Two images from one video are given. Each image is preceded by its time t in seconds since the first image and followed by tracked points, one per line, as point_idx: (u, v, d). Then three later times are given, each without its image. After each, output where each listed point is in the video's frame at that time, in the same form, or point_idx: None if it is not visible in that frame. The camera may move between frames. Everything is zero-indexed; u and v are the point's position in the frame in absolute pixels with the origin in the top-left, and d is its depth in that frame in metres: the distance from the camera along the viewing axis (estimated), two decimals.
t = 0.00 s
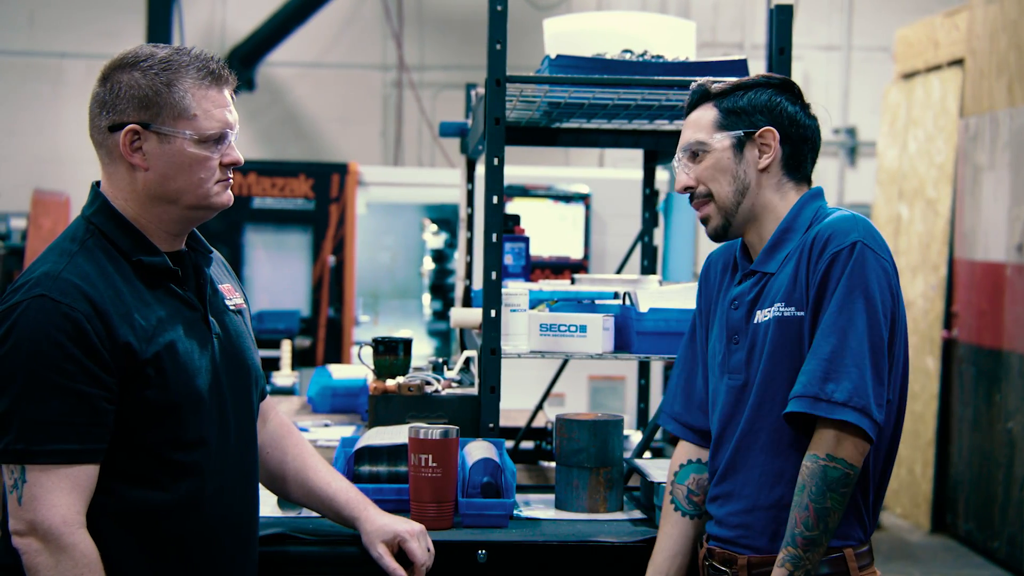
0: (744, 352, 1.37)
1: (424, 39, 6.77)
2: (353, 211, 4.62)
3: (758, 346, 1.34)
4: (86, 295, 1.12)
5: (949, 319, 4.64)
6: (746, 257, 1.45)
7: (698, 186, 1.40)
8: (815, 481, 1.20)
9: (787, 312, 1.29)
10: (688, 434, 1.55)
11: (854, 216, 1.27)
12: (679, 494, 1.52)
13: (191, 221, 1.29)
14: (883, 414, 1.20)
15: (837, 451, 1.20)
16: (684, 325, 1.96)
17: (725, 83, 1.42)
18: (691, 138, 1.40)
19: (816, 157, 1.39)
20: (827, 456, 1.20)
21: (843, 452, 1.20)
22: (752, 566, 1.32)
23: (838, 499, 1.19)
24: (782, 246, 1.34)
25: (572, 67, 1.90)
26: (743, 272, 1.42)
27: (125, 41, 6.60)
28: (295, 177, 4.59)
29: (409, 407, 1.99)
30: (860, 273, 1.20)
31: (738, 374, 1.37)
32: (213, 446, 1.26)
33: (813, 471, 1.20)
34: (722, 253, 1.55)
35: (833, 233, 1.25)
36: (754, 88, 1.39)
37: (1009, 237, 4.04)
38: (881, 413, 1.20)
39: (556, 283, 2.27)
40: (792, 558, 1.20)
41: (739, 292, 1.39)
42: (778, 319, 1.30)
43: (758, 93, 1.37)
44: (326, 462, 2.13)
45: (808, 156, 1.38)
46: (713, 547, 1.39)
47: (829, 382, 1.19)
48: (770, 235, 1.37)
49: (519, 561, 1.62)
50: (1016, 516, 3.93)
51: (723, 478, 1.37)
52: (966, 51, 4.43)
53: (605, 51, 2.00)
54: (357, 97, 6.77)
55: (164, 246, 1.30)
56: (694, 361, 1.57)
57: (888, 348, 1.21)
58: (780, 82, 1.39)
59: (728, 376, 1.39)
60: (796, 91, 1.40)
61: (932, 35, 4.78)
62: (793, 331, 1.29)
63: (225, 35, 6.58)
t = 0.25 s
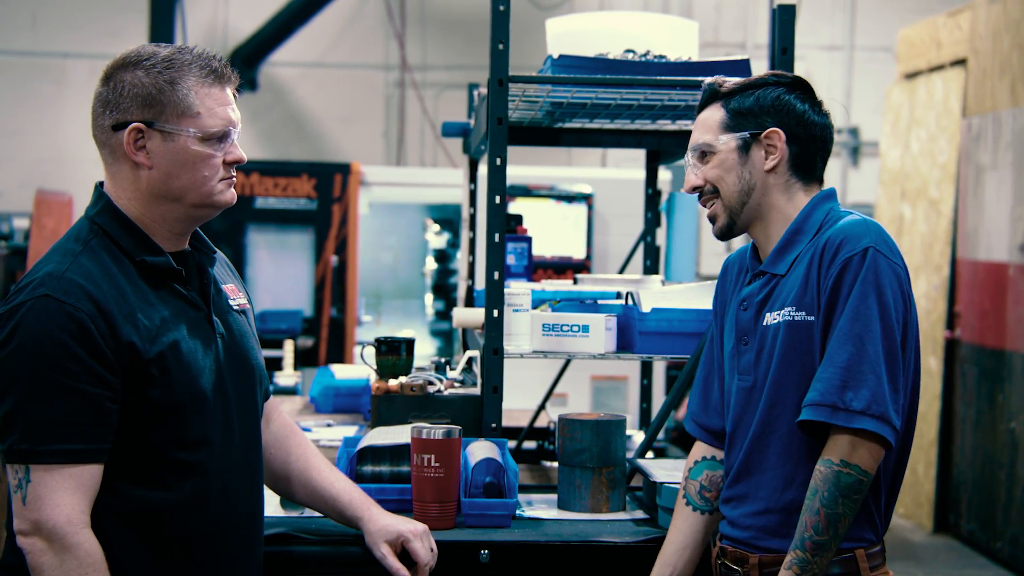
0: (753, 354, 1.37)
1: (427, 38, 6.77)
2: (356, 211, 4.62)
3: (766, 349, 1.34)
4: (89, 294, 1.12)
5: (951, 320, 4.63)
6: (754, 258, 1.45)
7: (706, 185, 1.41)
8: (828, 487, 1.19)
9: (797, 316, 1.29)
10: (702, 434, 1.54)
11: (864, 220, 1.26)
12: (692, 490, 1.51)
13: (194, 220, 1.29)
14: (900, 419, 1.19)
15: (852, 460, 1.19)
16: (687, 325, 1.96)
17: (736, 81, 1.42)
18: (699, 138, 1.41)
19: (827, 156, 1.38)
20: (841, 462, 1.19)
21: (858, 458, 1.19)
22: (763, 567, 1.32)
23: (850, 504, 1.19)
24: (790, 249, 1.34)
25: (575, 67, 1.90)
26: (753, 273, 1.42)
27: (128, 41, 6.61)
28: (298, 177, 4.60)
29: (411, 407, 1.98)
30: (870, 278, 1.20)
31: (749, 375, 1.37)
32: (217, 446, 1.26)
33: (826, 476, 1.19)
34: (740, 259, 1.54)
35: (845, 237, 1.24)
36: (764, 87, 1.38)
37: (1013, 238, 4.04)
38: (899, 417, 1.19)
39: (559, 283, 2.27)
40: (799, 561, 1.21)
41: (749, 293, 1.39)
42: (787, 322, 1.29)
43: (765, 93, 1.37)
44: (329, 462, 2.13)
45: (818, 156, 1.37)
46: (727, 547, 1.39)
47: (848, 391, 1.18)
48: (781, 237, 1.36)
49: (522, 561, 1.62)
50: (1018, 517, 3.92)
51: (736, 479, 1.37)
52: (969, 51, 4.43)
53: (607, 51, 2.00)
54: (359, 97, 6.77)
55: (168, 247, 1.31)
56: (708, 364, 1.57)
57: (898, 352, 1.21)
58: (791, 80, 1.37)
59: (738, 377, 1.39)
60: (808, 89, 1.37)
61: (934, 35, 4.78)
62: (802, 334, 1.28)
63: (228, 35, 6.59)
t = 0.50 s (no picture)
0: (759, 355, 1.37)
1: (429, 38, 6.77)
2: (359, 211, 4.65)
3: (773, 351, 1.34)
4: (96, 294, 1.12)
5: (954, 319, 4.63)
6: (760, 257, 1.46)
7: (727, 180, 1.37)
8: (854, 468, 1.16)
9: (805, 318, 1.29)
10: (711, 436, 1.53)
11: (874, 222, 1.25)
12: (696, 462, 1.51)
13: (201, 221, 1.29)
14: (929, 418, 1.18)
15: (891, 456, 1.16)
16: (689, 325, 1.97)
17: (754, 78, 1.41)
18: (723, 130, 1.38)
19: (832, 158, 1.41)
20: (875, 450, 1.16)
21: (892, 452, 1.16)
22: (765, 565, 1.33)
23: (869, 495, 1.16)
24: (794, 254, 1.35)
25: (578, 67, 1.90)
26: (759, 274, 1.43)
27: (131, 41, 6.61)
28: (301, 177, 4.59)
29: (414, 407, 1.99)
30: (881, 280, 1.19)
31: (756, 376, 1.37)
32: (222, 447, 1.26)
33: (854, 459, 1.17)
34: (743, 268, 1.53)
35: (855, 239, 1.24)
36: (781, 86, 1.39)
37: (1015, 238, 4.04)
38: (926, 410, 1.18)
39: (562, 283, 2.27)
40: (797, 528, 1.18)
41: (755, 294, 1.40)
42: (795, 324, 1.29)
43: (791, 92, 1.37)
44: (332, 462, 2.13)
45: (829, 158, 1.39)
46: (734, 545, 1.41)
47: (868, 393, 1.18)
48: (786, 238, 1.37)
49: (525, 561, 1.62)
50: (1021, 517, 3.92)
51: (741, 479, 1.38)
52: (972, 52, 4.43)
53: (610, 51, 2.00)
54: (362, 97, 6.77)
55: (174, 247, 1.31)
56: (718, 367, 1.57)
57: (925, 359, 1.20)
58: (804, 81, 1.39)
59: (746, 379, 1.39)
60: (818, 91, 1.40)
61: (937, 35, 4.78)
62: (809, 337, 1.28)
63: (230, 35, 6.59)
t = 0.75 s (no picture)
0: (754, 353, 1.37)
1: (431, 38, 6.77)
2: (360, 211, 4.64)
3: (769, 350, 1.34)
4: (100, 294, 1.12)
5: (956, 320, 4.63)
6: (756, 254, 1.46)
7: (722, 175, 1.38)
8: (885, 432, 1.16)
9: (805, 318, 1.28)
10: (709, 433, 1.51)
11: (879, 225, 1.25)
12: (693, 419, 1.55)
13: (205, 222, 1.29)
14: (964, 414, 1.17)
15: (924, 438, 1.15)
16: (691, 326, 1.96)
17: (758, 72, 1.40)
18: (722, 125, 1.38)
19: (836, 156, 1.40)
20: (910, 429, 1.15)
21: (926, 435, 1.15)
22: (758, 568, 1.32)
23: (884, 461, 1.16)
24: (792, 251, 1.35)
25: (580, 67, 1.90)
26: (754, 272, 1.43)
27: (132, 41, 6.62)
28: (302, 177, 4.60)
29: (416, 407, 1.99)
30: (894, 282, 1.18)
31: (749, 374, 1.37)
32: (225, 447, 1.26)
33: (887, 427, 1.16)
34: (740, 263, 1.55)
35: (862, 240, 1.24)
36: (787, 82, 1.37)
37: (1017, 238, 4.03)
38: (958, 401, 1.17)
39: (564, 283, 2.27)
40: (806, 453, 1.18)
41: (749, 291, 1.40)
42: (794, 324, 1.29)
43: (794, 90, 1.36)
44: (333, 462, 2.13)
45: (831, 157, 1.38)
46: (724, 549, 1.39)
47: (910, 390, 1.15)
48: (783, 237, 1.38)
49: (526, 562, 1.62)
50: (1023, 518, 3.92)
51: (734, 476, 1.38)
52: (974, 51, 4.42)
53: (612, 51, 2.00)
54: (364, 98, 6.78)
55: (179, 249, 1.31)
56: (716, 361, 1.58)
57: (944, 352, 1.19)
58: (809, 78, 1.38)
59: (739, 376, 1.39)
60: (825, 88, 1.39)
61: (939, 35, 4.77)
62: (809, 338, 1.28)
63: (232, 35, 6.60)
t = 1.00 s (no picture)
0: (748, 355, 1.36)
1: (433, 39, 6.78)
2: (362, 210, 4.65)
3: (761, 352, 1.34)
4: (103, 296, 1.12)
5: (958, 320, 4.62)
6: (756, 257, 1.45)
7: (719, 178, 1.38)
8: (808, 484, 1.19)
9: (797, 320, 1.29)
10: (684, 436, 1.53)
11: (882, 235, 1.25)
12: (660, 479, 1.50)
13: (210, 221, 1.29)
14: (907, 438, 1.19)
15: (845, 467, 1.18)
16: (693, 326, 1.96)
17: (757, 75, 1.40)
18: (721, 128, 1.38)
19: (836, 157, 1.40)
20: (826, 462, 1.19)
21: (844, 463, 1.18)
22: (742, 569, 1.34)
23: (824, 508, 1.18)
24: (793, 253, 1.35)
25: (581, 68, 1.90)
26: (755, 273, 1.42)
27: (135, 42, 6.62)
28: (304, 177, 4.59)
29: (418, 407, 1.99)
30: (871, 290, 1.20)
31: (743, 375, 1.37)
32: (228, 449, 1.26)
33: (807, 477, 1.20)
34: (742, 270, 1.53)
35: (859, 247, 1.24)
36: (786, 84, 1.38)
37: (1020, 238, 4.03)
38: (902, 432, 1.19)
39: (565, 283, 2.27)
40: (759, 545, 1.22)
41: (749, 292, 1.39)
42: (787, 326, 1.29)
43: (795, 91, 1.36)
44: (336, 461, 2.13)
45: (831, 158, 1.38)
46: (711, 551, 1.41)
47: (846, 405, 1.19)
48: (781, 241, 1.38)
49: (527, 562, 1.62)
50: None
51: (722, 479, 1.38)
52: (977, 51, 4.42)
53: (613, 51, 2.00)
54: (366, 98, 6.78)
55: (183, 248, 1.31)
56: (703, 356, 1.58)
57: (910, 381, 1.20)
58: (808, 79, 1.38)
59: (732, 378, 1.39)
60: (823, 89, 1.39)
61: (941, 35, 4.77)
62: (807, 341, 1.28)
63: (234, 36, 6.60)
